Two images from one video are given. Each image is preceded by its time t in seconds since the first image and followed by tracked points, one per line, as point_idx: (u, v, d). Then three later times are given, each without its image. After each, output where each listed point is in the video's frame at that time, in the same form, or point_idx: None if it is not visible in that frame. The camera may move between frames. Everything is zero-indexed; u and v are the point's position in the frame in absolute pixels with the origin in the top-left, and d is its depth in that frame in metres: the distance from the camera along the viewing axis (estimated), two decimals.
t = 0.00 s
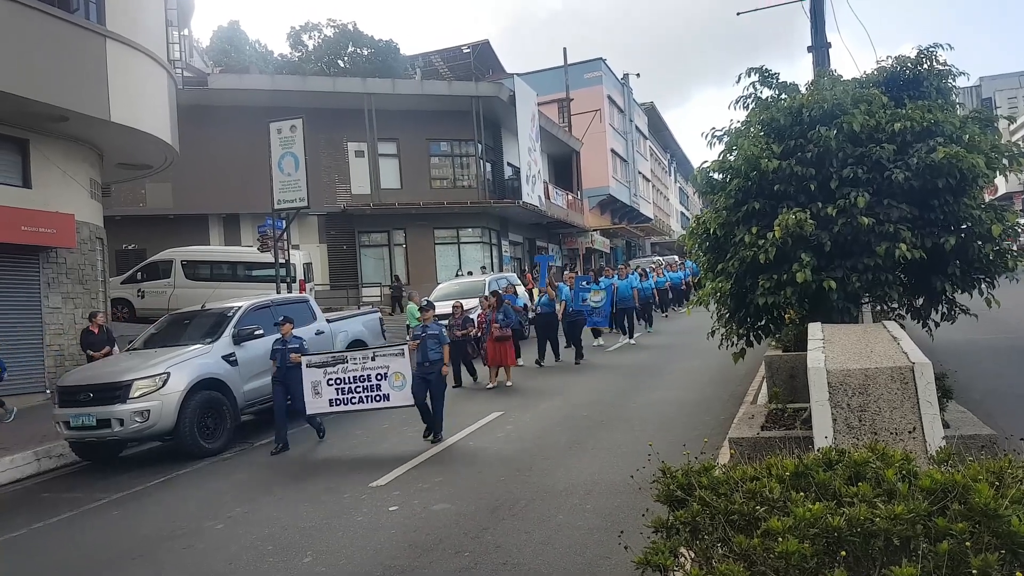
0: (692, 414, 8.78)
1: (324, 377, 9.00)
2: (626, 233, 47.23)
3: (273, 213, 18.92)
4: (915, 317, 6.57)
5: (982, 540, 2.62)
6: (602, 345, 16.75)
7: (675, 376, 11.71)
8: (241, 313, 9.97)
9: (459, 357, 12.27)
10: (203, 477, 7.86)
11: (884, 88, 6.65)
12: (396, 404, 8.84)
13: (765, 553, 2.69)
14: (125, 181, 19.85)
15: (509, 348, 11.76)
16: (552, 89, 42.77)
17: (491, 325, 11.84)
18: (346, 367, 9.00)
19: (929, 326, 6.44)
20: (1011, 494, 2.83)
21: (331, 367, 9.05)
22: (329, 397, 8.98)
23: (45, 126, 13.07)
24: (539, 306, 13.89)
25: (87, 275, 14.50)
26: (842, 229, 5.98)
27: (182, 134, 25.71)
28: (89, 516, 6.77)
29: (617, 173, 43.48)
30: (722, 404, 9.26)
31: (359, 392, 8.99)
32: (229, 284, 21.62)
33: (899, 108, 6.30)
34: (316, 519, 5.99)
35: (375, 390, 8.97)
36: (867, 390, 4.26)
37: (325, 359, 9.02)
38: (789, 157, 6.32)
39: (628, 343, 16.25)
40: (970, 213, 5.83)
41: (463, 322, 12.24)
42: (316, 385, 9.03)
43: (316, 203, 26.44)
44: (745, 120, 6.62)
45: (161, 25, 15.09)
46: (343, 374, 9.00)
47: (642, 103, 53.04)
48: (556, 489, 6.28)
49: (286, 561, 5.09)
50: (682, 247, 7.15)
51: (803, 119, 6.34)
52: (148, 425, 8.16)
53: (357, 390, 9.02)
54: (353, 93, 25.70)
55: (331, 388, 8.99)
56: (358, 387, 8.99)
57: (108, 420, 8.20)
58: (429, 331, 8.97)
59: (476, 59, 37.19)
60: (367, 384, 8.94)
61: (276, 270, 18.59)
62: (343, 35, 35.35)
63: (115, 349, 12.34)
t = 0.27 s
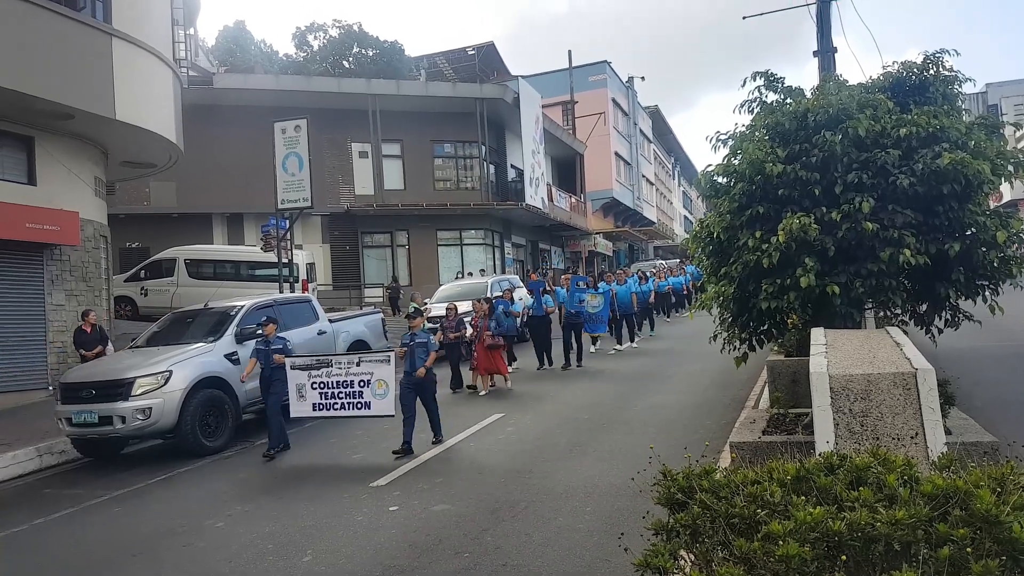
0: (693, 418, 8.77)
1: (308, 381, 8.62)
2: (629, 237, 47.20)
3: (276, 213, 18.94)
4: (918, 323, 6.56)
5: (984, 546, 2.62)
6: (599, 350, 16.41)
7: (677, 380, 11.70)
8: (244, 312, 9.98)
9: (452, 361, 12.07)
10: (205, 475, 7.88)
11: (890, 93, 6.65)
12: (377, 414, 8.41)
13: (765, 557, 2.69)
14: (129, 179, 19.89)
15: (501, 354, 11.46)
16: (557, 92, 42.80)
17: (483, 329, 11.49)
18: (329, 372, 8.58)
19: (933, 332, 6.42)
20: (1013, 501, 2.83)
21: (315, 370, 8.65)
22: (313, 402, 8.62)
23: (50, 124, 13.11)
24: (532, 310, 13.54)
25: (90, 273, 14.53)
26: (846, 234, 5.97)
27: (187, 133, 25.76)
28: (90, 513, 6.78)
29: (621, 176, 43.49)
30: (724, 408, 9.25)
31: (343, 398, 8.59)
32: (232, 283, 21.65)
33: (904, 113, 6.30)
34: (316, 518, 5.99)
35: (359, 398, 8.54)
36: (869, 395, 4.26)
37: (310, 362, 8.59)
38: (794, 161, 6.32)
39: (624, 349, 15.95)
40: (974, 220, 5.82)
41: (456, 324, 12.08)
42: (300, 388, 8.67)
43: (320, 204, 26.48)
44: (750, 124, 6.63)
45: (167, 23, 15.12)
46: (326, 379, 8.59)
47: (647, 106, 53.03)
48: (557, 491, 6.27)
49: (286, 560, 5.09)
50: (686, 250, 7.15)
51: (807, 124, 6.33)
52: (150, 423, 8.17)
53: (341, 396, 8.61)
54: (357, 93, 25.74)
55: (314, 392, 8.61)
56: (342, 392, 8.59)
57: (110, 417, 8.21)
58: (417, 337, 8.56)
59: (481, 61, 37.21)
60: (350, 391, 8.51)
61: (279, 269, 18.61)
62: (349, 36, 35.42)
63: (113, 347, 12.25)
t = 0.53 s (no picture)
0: (692, 415, 8.77)
1: (290, 384, 8.26)
2: (628, 234, 47.21)
3: (275, 210, 18.94)
4: (917, 321, 6.57)
5: (981, 542, 2.62)
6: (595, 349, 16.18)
7: (676, 377, 11.71)
8: (243, 309, 9.99)
9: (442, 364, 11.96)
10: (205, 471, 7.89)
11: (890, 91, 6.65)
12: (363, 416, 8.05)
13: (764, 553, 2.69)
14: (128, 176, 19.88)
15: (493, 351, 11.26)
16: (556, 89, 42.76)
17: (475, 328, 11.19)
18: (311, 374, 8.22)
19: (932, 330, 6.42)
20: (1012, 497, 2.83)
21: (297, 373, 8.29)
22: (296, 406, 8.25)
23: (48, 120, 13.09)
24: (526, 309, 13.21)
25: (90, 270, 14.51)
26: (845, 231, 5.98)
27: (186, 130, 25.74)
28: (90, 509, 6.79)
29: (621, 174, 43.46)
30: (723, 406, 9.26)
31: (327, 401, 8.23)
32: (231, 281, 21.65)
33: (904, 111, 6.30)
34: (315, 515, 6.00)
35: (343, 400, 8.17)
36: (867, 392, 4.26)
37: (291, 365, 8.24)
38: (793, 159, 6.32)
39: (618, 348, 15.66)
40: (973, 217, 5.82)
41: (446, 324, 12.03)
42: (282, 392, 8.31)
43: (319, 201, 26.47)
44: (750, 121, 6.63)
45: (166, 20, 15.10)
46: (308, 382, 8.23)
47: (647, 104, 53.00)
48: (556, 488, 6.28)
49: (285, 556, 5.10)
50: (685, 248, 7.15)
51: (807, 121, 6.33)
52: (150, 420, 8.17)
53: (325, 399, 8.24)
54: (356, 90, 25.72)
55: (297, 396, 8.25)
56: (326, 395, 8.23)
57: (110, 414, 8.21)
58: (399, 335, 8.25)
59: (481, 58, 37.16)
60: (334, 394, 8.16)
61: (278, 266, 18.60)
62: (348, 33, 35.39)
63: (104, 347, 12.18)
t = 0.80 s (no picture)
0: (693, 411, 8.77)
1: (271, 385, 7.96)
2: (630, 230, 47.17)
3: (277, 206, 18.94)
4: (919, 315, 6.57)
5: (983, 536, 2.63)
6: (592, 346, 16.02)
7: (678, 372, 11.71)
8: (245, 305, 9.99)
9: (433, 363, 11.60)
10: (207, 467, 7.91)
11: (892, 86, 6.64)
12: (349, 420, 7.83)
13: (765, 547, 2.69)
14: (130, 172, 19.89)
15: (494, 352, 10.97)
16: (558, 85, 42.70)
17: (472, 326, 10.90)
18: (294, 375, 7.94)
19: (934, 325, 6.42)
20: (1014, 491, 2.84)
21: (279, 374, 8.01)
22: (276, 408, 7.95)
23: (50, 117, 13.10)
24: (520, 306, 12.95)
25: (91, 267, 14.54)
26: (847, 227, 5.98)
27: (187, 126, 25.74)
28: (93, 506, 6.81)
29: (622, 169, 43.40)
30: (725, 401, 9.26)
31: (310, 404, 7.96)
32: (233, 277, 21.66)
33: (906, 106, 6.29)
34: (317, 510, 6.02)
35: (327, 403, 7.92)
36: (869, 387, 4.26)
37: (273, 365, 7.96)
38: (795, 153, 6.31)
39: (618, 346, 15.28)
40: (976, 212, 5.82)
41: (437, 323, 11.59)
42: (262, 394, 8.00)
43: (321, 197, 26.46)
44: (752, 116, 6.62)
45: (167, 16, 15.09)
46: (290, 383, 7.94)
47: (649, 99, 52.92)
48: (557, 483, 6.30)
49: (287, 552, 5.12)
50: (687, 243, 7.15)
51: (810, 116, 6.33)
52: (152, 416, 8.19)
53: (308, 400, 7.99)
54: (358, 86, 25.69)
55: (277, 398, 7.95)
56: (309, 397, 7.96)
57: (112, 411, 8.23)
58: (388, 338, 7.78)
59: (482, 54, 37.08)
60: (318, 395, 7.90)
61: (280, 263, 18.61)
62: (349, 28, 35.37)
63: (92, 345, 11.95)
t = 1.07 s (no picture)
0: (695, 409, 8.76)
1: (251, 390, 7.75)
2: (632, 228, 47.14)
3: (279, 204, 18.93)
4: (922, 314, 6.55)
5: (987, 535, 2.62)
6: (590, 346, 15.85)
7: (679, 371, 11.70)
8: (248, 303, 9.99)
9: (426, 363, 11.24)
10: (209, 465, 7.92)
11: (894, 83, 6.62)
12: (335, 421, 7.62)
13: (769, 546, 2.68)
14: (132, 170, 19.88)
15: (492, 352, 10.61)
16: (559, 83, 42.66)
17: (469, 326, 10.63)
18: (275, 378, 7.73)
19: (936, 323, 6.41)
20: (1019, 490, 2.82)
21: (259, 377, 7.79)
22: (258, 413, 7.74)
23: (52, 115, 13.09)
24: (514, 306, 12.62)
25: (94, 265, 14.53)
26: (850, 224, 5.96)
27: (189, 124, 25.73)
28: (95, 503, 6.81)
29: (624, 167, 43.36)
30: (727, 399, 9.25)
31: (293, 407, 7.76)
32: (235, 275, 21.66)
33: (908, 103, 6.26)
34: (319, 508, 6.02)
35: (310, 405, 7.73)
36: (872, 385, 4.25)
37: (253, 368, 7.76)
38: (797, 151, 6.30)
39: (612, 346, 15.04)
40: (979, 210, 5.80)
41: (428, 322, 11.22)
42: (242, 398, 7.78)
43: (323, 195, 26.45)
44: (754, 114, 6.61)
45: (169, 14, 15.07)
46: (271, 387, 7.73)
47: (650, 97, 52.87)
48: (559, 481, 6.29)
49: (289, 549, 5.11)
50: (689, 241, 7.14)
51: (812, 113, 6.31)
52: (154, 413, 8.20)
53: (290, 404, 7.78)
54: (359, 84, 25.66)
55: (259, 402, 7.74)
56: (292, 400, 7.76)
57: (114, 408, 8.23)
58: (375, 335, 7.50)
59: (484, 52, 37.02)
60: (301, 398, 7.70)
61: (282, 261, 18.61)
62: (350, 26, 35.36)
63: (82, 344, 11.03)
